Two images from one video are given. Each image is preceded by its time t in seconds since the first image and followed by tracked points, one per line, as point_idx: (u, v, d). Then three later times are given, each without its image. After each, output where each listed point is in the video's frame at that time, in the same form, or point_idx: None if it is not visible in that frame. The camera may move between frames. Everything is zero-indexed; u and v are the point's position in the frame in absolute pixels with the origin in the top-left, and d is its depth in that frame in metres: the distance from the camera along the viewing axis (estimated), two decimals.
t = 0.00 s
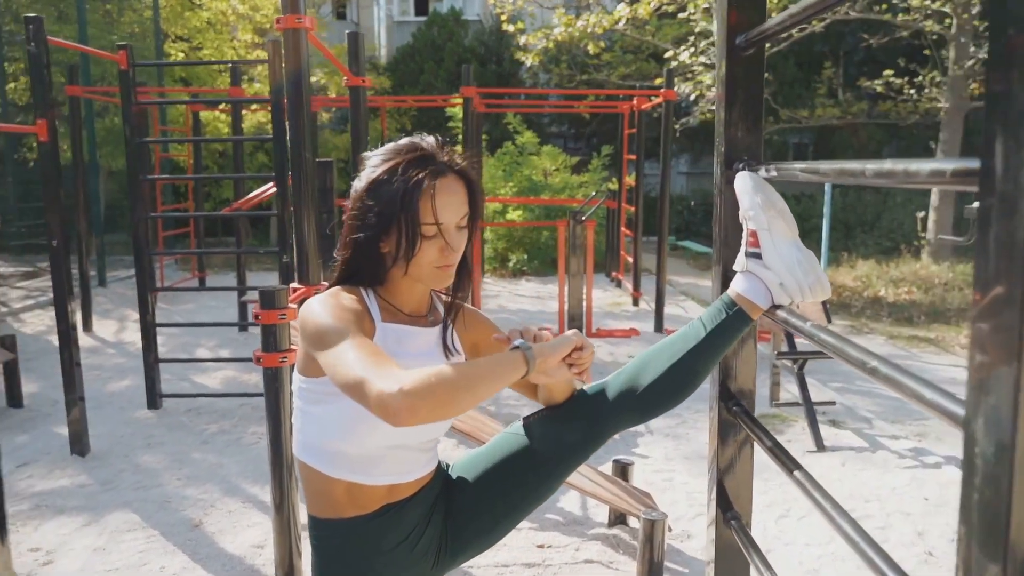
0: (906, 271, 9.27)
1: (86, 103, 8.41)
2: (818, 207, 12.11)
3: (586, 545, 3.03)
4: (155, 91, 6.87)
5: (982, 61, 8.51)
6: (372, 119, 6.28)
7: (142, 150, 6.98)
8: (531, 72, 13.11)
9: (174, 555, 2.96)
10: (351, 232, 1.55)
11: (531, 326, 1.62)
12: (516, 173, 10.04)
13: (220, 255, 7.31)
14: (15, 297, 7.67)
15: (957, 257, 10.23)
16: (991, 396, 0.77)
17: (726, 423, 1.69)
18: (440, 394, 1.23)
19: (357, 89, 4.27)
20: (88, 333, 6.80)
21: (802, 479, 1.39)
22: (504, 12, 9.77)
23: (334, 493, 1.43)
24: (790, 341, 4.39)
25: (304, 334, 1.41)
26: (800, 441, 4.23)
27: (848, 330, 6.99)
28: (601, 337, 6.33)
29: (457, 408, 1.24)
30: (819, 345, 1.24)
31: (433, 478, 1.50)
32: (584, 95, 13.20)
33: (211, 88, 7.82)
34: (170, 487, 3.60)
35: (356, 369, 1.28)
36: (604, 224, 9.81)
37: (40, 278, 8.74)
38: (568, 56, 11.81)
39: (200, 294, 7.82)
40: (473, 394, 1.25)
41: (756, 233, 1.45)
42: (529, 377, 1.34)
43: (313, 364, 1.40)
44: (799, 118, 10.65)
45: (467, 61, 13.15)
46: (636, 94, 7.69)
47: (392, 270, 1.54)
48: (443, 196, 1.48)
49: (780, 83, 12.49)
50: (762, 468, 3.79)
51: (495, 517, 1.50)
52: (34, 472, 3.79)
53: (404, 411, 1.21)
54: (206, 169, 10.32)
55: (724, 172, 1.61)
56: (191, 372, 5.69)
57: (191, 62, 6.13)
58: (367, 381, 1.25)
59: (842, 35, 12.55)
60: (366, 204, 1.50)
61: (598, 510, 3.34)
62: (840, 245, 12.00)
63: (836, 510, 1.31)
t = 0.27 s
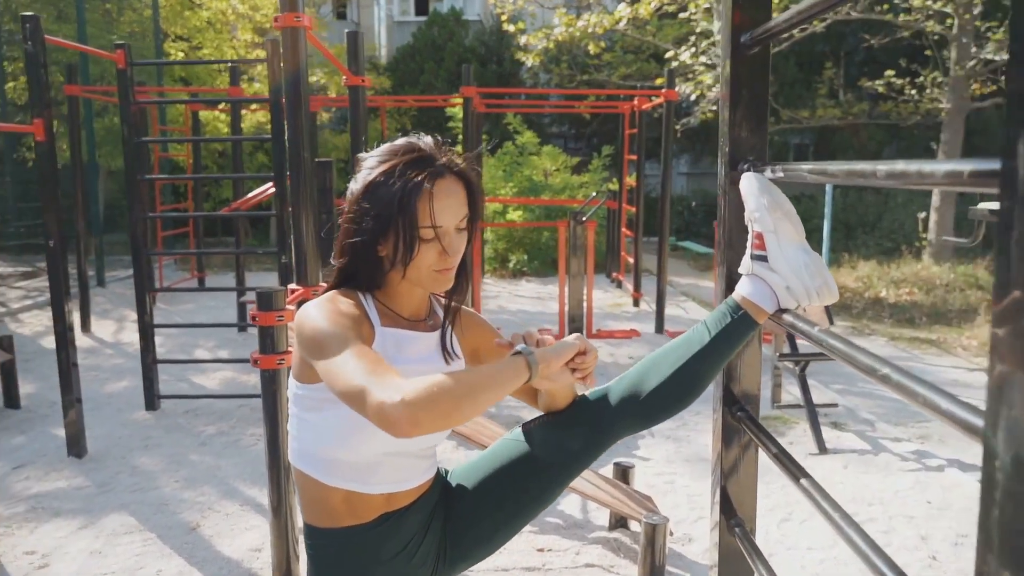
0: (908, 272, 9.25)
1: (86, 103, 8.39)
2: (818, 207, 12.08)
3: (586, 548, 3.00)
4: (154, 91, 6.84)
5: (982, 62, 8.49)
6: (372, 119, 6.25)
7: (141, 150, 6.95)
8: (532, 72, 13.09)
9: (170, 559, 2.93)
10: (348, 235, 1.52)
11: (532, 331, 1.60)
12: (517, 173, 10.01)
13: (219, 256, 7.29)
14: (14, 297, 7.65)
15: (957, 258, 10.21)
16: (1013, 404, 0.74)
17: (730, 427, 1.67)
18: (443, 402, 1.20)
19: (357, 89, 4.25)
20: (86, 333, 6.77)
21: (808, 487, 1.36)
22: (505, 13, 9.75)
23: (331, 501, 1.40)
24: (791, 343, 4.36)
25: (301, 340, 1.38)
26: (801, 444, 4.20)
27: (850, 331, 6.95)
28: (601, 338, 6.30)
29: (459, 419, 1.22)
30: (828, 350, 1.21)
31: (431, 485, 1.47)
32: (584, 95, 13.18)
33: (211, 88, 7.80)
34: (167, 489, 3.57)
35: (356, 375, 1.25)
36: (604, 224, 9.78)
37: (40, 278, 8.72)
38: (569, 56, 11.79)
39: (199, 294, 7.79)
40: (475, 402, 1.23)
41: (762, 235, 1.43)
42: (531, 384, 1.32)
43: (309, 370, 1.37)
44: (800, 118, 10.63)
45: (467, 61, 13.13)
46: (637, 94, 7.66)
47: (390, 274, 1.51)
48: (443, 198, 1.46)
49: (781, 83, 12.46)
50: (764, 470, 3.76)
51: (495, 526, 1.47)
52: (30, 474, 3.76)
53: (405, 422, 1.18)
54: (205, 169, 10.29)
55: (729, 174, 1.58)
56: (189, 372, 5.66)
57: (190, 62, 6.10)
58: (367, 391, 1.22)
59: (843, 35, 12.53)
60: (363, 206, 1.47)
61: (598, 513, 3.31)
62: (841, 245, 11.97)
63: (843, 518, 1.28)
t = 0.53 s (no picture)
0: (909, 273, 9.23)
1: (85, 103, 8.36)
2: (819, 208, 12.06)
3: (587, 552, 2.98)
4: (153, 90, 6.82)
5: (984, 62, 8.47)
6: (373, 119, 6.23)
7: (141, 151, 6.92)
8: (532, 72, 13.07)
9: (166, 562, 2.90)
10: (347, 236, 1.49)
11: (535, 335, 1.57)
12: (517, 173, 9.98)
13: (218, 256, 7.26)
14: (13, 297, 7.63)
15: (958, 259, 10.19)
16: None
17: (735, 432, 1.64)
18: (445, 413, 1.18)
19: (357, 88, 4.22)
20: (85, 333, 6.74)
21: (817, 496, 1.33)
22: (505, 13, 9.73)
23: (329, 509, 1.38)
24: (793, 345, 4.34)
25: (298, 345, 1.35)
26: (804, 446, 4.17)
27: (851, 332, 6.93)
28: (602, 339, 6.28)
29: (461, 427, 1.19)
30: (838, 356, 1.19)
31: (431, 493, 1.45)
32: (585, 95, 13.16)
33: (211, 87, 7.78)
34: (165, 491, 3.54)
35: (356, 383, 1.22)
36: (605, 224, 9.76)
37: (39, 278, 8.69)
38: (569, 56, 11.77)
39: (198, 294, 7.76)
40: (477, 411, 1.21)
41: (769, 237, 1.40)
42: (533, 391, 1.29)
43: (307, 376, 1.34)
44: (801, 119, 10.60)
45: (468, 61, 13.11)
46: (638, 95, 7.64)
47: (390, 277, 1.49)
48: (443, 199, 1.43)
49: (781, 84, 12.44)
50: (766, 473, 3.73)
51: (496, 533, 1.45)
52: (27, 476, 3.74)
53: (406, 433, 1.15)
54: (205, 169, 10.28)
55: (734, 174, 1.56)
56: (188, 373, 5.63)
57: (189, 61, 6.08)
58: (366, 400, 1.19)
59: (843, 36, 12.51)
60: (362, 207, 1.44)
61: (599, 516, 3.29)
62: (842, 246, 11.94)
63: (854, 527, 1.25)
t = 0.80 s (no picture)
0: (909, 273, 9.21)
1: (84, 103, 8.34)
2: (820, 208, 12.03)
3: (588, 555, 2.95)
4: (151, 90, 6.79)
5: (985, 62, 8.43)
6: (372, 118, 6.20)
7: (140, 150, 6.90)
8: (532, 72, 13.05)
9: (163, 566, 2.88)
10: (346, 238, 1.47)
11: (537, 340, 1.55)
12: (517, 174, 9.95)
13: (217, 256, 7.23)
14: (11, 298, 7.60)
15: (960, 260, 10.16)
16: None
17: (738, 438, 1.62)
18: (445, 421, 1.15)
19: (356, 87, 4.19)
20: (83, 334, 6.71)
21: (825, 504, 1.31)
22: (505, 13, 9.70)
23: (326, 518, 1.35)
24: (795, 346, 4.31)
25: (295, 349, 1.32)
26: (805, 448, 4.15)
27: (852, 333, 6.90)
28: (602, 340, 6.25)
29: (461, 435, 1.17)
30: (848, 362, 1.16)
31: (430, 501, 1.42)
32: (585, 95, 13.13)
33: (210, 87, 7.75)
34: (162, 494, 3.52)
35: (354, 390, 1.20)
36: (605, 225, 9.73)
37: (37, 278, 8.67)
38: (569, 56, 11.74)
39: (197, 294, 7.73)
40: (479, 418, 1.18)
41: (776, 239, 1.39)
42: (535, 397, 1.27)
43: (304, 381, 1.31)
44: (801, 119, 10.57)
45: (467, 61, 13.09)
46: (638, 95, 7.61)
47: (389, 281, 1.46)
48: (444, 201, 1.41)
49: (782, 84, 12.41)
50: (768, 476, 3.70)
51: (497, 540, 1.43)
52: (23, 478, 3.71)
53: (405, 441, 1.13)
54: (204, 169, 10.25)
55: (740, 175, 1.53)
56: (187, 374, 5.60)
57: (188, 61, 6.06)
58: (365, 407, 1.17)
59: (844, 36, 12.49)
60: (362, 209, 1.42)
61: (599, 519, 3.26)
62: (843, 246, 11.91)
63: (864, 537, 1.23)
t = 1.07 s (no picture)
0: (909, 274, 9.19)
1: (82, 103, 8.31)
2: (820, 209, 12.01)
3: (588, 558, 2.93)
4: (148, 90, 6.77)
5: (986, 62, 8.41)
6: (371, 118, 6.18)
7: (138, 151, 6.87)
8: (532, 73, 13.02)
9: (160, 569, 2.85)
10: (344, 240, 1.44)
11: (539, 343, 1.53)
12: (517, 174, 9.92)
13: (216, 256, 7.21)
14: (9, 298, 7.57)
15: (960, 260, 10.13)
16: None
17: (744, 443, 1.60)
18: (445, 429, 1.13)
19: (355, 87, 4.17)
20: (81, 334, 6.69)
21: (833, 512, 1.28)
22: (504, 13, 9.68)
23: (324, 526, 1.33)
24: (796, 348, 4.29)
25: (292, 354, 1.30)
26: (807, 450, 4.12)
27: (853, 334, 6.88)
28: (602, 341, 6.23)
29: (462, 443, 1.15)
30: (859, 368, 1.14)
31: (430, 508, 1.40)
32: (585, 95, 13.11)
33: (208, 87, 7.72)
34: (160, 496, 3.49)
35: (353, 397, 1.17)
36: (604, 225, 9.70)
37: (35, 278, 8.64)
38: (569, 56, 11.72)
39: (195, 294, 7.71)
40: (479, 426, 1.16)
41: (784, 241, 1.36)
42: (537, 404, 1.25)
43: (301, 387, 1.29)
44: (801, 119, 10.55)
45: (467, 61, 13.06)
46: (637, 95, 7.58)
47: (389, 285, 1.44)
48: (446, 202, 1.38)
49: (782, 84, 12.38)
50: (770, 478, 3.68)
51: (498, 547, 1.41)
52: (20, 480, 3.68)
53: (404, 450, 1.10)
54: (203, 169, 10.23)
55: (746, 175, 1.51)
56: (185, 374, 5.58)
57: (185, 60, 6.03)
58: (362, 413, 1.14)
59: (843, 36, 12.47)
60: (361, 210, 1.39)
61: (600, 522, 3.24)
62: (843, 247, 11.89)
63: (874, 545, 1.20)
